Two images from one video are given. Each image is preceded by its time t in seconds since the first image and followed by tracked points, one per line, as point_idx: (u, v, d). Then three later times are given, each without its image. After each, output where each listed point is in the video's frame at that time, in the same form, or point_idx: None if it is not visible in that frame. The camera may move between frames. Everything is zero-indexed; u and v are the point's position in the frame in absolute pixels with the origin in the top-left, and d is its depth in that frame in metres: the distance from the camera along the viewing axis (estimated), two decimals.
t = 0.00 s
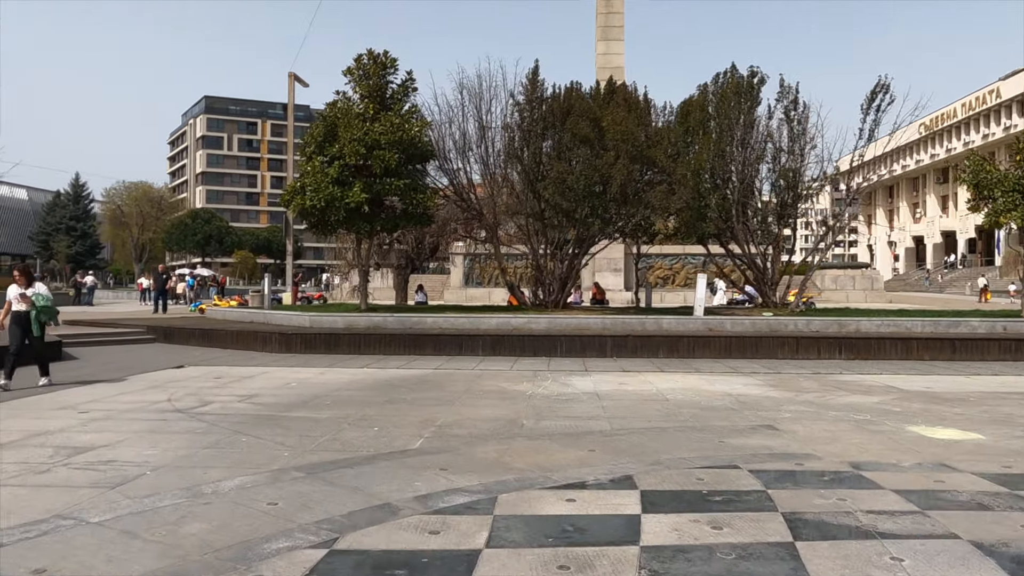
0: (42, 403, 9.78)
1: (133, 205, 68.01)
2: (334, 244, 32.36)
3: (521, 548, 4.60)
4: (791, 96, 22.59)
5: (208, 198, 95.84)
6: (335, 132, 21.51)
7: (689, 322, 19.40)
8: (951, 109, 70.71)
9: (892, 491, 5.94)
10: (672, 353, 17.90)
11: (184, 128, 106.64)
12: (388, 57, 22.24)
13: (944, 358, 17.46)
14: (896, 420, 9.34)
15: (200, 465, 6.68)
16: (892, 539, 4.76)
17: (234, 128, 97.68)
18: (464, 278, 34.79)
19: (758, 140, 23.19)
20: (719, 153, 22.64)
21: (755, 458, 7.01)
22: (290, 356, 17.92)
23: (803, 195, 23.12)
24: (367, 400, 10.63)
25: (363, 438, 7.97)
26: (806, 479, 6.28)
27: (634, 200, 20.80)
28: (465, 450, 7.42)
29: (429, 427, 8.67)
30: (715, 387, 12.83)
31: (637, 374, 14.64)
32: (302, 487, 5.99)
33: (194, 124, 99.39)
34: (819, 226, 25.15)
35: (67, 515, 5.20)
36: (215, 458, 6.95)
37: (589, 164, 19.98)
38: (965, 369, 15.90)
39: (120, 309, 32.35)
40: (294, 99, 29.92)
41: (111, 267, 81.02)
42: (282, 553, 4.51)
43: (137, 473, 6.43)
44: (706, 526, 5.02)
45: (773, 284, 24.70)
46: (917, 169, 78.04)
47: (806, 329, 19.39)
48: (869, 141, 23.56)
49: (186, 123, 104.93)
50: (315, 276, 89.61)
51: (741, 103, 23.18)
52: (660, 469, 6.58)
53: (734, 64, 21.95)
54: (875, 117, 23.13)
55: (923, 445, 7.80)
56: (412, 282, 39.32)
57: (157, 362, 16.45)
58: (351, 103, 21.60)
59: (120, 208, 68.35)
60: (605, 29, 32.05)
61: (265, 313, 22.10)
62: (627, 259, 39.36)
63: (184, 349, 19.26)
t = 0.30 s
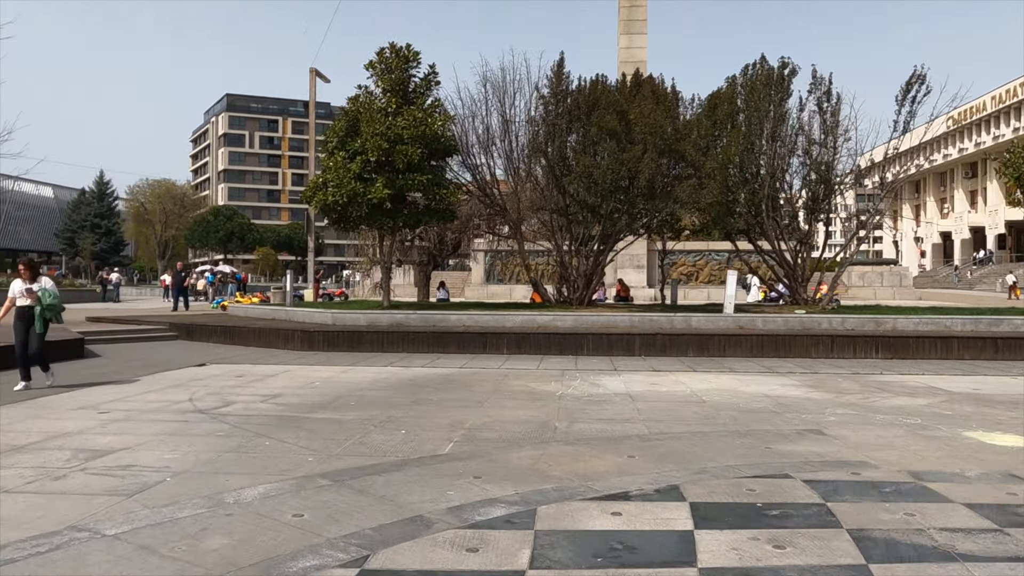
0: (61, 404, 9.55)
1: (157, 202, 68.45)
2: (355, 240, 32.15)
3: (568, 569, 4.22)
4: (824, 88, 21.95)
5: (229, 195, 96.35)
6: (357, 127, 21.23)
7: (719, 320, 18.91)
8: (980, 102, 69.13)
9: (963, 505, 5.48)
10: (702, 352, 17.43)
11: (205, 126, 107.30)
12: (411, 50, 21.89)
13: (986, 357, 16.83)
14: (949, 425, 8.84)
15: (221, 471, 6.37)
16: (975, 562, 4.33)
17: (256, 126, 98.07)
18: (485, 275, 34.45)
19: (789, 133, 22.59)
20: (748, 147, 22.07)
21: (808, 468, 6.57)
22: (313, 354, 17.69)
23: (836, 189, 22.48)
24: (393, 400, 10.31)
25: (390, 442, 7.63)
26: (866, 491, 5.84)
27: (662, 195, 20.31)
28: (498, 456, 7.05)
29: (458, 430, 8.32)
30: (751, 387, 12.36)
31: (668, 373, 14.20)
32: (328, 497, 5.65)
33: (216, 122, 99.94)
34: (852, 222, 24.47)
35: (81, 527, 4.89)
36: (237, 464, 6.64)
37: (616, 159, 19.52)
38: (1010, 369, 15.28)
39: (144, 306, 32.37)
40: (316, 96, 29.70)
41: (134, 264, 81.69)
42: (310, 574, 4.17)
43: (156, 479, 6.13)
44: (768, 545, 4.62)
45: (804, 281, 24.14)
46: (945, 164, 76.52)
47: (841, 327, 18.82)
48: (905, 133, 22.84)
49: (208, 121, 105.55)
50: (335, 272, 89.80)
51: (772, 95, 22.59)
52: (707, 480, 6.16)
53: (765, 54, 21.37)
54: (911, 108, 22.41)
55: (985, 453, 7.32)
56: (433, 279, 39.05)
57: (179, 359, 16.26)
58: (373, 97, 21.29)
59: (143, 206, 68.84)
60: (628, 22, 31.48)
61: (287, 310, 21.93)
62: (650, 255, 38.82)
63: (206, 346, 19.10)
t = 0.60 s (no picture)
0: (78, 400, 9.24)
1: (179, 199, 68.75)
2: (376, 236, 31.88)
3: None
4: (858, 77, 21.24)
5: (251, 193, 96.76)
6: (379, 120, 20.86)
7: (751, 317, 18.35)
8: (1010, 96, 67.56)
9: None
10: (733, 349, 16.92)
11: (227, 124, 107.90)
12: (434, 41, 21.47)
13: None
14: (1011, 427, 8.27)
15: (240, 473, 5.98)
16: None
17: (277, 124, 98.37)
18: (506, 272, 34.03)
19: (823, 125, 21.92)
20: (780, 139, 21.43)
21: (871, 474, 6.05)
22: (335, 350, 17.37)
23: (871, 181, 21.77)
24: (418, 398, 9.90)
25: (418, 442, 7.22)
26: (941, 500, 5.33)
27: (691, 187, 19.74)
28: (533, 457, 6.60)
29: (488, 429, 7.89)
30: (790, 386, 11.83)
31: (701, 371, 13.69)
32: (354, 502, 5.23)
33: (237, 120, 100.37)
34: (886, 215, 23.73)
35: (89, 534, 4.52)
36: (256, 465, 6.24)
37: (644, 151, 18.99)
38: None
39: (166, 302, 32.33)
40: (336, 91, 29.42)
41: (157, 261, 82.30)
42: None
43: (171, 480, 5.76)
44: (843, 562, 4.13)
45: (837, 277, 23.47)
46: (974, 160, 74.97)
47: (878, 324, 18.17)
48: (943, 124, 22.05)
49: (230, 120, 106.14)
50: (355, 270, 89.86)
51: (805, 86, 21.93)
52: (762, 486, 5.68)
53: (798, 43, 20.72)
54: (949, 98, 21.65)
55: None
56: (454, 276, 38.71)
57: (200, 355, 16.00)
58: (395, 89, 20.92)
59: (166, 203, 69.22)
60: (650, 16, 30.86)
61: (308, 306, 21.65)
62: (673, 252, 38.16)
63: (227, 342, 18.85)
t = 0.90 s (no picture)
0: (84, 402, 8.90)
1: (191, 193, 68.64)
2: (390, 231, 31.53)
3: None
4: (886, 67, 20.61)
5: (263, 187, 96.73)
6: (393, 112, 20.44)
7: (775, 314, 17.84)
8: None
9: None
10: (758, 346, 16.45)
11: (239, 119, 107.89)
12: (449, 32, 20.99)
13: None
14: None
15: (252, 484, 5.59)
16: None
17: (288, 118, 98.22)
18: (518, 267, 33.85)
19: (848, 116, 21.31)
20: (804, 131, 20.84)
21: (931, 488, 5.59)
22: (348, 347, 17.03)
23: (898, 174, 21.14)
24: (437, 399, 9.50)
25: (440, 449, 6.82)
26: (1016, 519, 4.86)
27: (714, 181, 19.21)
28: (564, 467, 6.19)
29: (513, 435, 7.46)
30: (823, 387, 11.34)
31: (727, 370, 13.22)
32: (375, 519, 4.82)
33: (250, 115, 100.30)
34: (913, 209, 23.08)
35: (88, 557, 4.13)
36: (270, 475, 5.85)
37: (665, 143, 18.47)
38: None
39: (178, 298, 32.09)
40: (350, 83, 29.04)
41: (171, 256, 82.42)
42: None
43: (179, 493, 5.37)
44: None
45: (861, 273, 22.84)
46: (992, 153, 73.83)
47: (907, 321, 17.62)
48: (973, 115, 21.40)
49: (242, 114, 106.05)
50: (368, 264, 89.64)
51: (830, 76, 21.31)
52: (817, 501, 5.24)
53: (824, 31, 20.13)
54: (980, 89, 20.99)
55: None
56: (468, 270, 38.34)
57: (212, 353, 15.67)
58: (410, 81, 20.50)
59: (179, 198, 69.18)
60: (667, 7, 30.25)
61: (321, 301, 21.33)
62: (689, 246, 37.56)
63: (239, 338, 18.54)
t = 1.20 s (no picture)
0: (95, 403, 8.56)
1: (207, 190, 68.74)
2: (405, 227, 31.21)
3: None
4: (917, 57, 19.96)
5: (278, 184, 96.83)
6: (411, 105, 20.02)
7: (804, 311, 17.31)
8: None
9: None
10: (787, 345, 15.94)
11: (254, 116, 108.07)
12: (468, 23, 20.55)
13: None
14: None
15: (269, 495, 5.21)
16: None
17: (303, 115, 98.22)
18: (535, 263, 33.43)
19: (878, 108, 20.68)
20: (833, 123, 20.24)
21: (1006, 503, 5.13)
22: (366, 344, 16.70)
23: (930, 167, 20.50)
24: (461, 401, 9.11)
25: (468, 455, 6.42)
26: None
27: (740, 174, 18.67)
28: (602, 476, 5.77)
29: (544, 440, 7.05)
30: (862, 388, 10.85)
31: (758, 371, 12.74)
32: (403, 536, 4.43)
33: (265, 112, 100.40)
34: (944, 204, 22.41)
35: None
36: (289, 484, 5.47)
37: (690, 136, 17.92)
38: None
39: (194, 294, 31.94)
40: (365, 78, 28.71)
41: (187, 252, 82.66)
42: None
43: (193, 504, 5.00)
44: None
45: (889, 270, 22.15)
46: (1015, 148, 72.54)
47: (941, 319, 17.05)
48: (1007, 106, 20.71)
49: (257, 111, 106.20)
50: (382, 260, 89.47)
51: (859, 66, 20.68)
52: (884, 518, 4.80)
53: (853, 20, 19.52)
54: (1015, 79, 20.32)
55: None
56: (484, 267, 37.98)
57: (227, 350, 15.37)
58: (428, 73, 20.07)
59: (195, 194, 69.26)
60: None
61: (338, 298, 21.02)
62: (708, 243, 36.98)
63: (256, 336, 18.25)
